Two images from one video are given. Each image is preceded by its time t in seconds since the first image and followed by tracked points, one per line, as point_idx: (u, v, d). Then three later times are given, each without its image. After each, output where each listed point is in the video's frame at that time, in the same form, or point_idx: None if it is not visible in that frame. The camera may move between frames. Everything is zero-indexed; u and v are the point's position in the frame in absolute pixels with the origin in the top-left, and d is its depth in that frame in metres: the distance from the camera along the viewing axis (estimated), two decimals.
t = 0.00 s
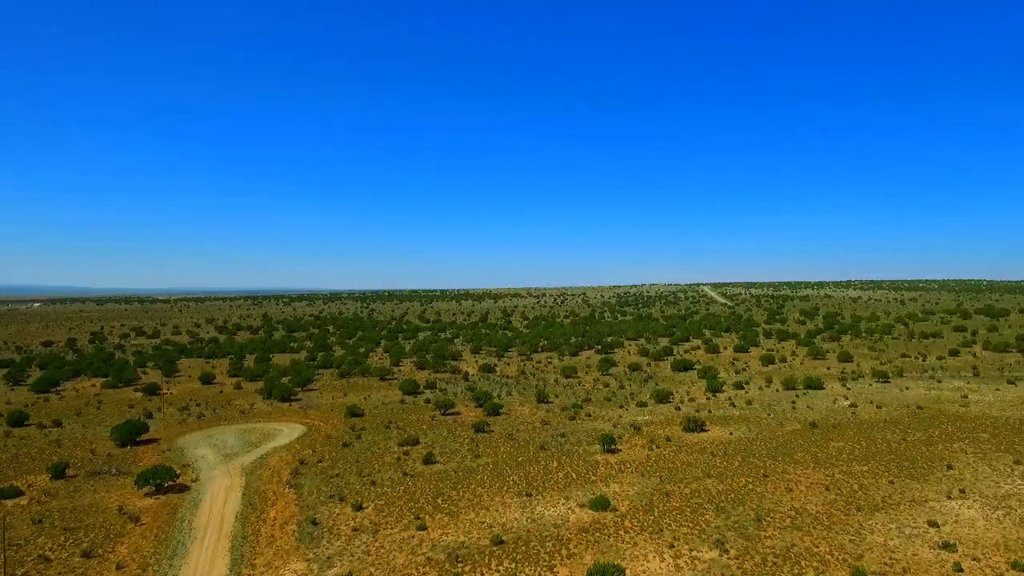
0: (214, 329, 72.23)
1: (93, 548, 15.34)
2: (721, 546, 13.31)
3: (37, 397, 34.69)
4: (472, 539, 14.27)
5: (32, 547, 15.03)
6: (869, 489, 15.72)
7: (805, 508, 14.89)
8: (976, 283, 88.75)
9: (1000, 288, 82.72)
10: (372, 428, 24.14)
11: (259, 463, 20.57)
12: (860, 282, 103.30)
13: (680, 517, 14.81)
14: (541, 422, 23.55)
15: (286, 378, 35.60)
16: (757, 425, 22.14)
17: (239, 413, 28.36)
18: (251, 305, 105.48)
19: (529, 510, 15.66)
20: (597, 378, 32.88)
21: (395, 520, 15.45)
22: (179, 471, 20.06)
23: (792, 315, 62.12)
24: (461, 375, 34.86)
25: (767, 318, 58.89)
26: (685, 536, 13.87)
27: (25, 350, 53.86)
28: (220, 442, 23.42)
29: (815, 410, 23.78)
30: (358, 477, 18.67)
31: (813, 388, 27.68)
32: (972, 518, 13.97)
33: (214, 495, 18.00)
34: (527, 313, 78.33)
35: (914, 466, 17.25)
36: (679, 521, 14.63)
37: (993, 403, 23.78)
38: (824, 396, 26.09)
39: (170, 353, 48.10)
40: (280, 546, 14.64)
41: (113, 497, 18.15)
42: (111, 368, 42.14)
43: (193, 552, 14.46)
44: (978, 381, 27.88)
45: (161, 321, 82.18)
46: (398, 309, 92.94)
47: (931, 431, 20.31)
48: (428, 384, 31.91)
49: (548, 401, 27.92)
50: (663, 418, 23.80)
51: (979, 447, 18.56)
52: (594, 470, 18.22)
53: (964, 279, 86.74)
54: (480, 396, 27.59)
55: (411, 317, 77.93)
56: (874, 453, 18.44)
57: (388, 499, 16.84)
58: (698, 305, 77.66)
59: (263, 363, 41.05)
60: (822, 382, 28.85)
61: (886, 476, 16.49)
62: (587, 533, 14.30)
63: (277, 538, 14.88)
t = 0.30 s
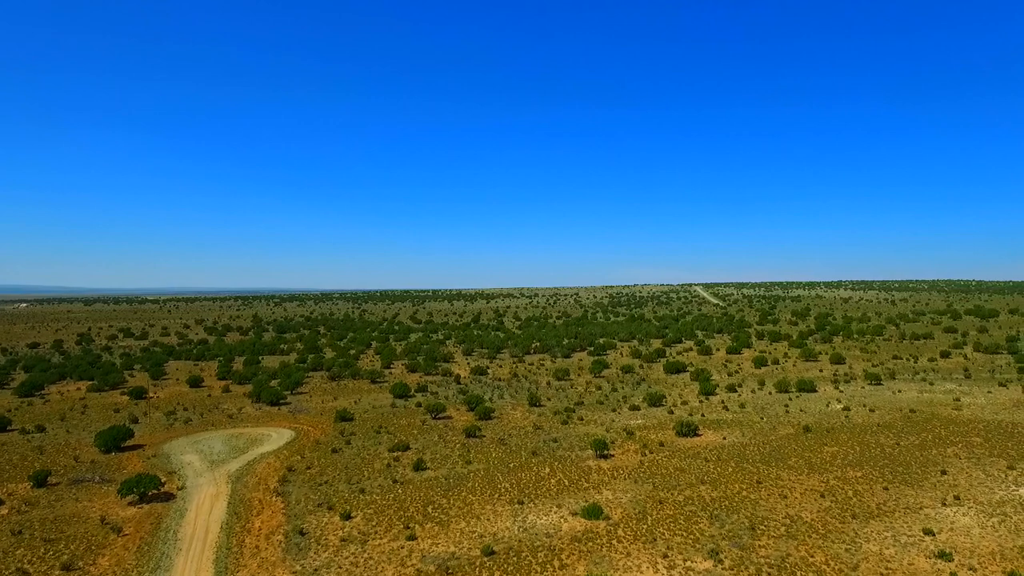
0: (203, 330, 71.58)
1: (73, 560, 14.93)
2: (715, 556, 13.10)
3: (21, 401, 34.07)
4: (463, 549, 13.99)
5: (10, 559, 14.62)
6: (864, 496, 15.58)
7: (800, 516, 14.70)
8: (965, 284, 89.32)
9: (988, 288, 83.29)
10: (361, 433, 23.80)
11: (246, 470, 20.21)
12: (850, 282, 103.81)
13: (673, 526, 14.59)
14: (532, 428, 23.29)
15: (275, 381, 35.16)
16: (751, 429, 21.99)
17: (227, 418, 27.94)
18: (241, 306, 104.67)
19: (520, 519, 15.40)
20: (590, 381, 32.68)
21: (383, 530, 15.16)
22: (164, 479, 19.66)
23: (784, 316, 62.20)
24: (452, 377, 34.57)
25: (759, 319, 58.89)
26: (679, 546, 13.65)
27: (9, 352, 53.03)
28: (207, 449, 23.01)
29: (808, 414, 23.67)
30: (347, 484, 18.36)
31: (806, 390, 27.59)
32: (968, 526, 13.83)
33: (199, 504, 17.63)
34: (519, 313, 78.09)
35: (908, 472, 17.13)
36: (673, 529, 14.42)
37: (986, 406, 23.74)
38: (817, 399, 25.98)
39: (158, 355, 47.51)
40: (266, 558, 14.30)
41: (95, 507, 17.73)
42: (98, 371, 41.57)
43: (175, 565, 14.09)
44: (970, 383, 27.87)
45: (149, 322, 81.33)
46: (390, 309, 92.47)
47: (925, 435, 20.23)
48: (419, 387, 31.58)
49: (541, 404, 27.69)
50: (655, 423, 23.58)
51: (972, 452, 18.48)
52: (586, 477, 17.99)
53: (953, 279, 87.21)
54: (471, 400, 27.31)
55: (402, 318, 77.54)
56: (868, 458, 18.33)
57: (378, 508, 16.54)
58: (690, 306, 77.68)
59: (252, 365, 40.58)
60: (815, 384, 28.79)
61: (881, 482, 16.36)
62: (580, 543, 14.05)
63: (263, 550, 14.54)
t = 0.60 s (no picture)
0: (192, 331, 70.86)
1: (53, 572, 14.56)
2: (709, 566, 12.92)
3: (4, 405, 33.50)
4: (453, 560, 13.74)
5: None
6: (858, 503, 15.45)
7: (795, 524, 14.56)
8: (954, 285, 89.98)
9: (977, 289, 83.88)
10: (351, 438, 23.47)
11: (233, 478, 19.86)
12: (841, 282, 104.29)
13: (667, 535, 14.40)
14: (525, 433, 23.07)
15: (265, 384, 34.75)
16: (744, 433, 21.84)
17: (215, 422, 27.52)
18: (231, 306, 103.99)
19: (511, 527, 15.17)
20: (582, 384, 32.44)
21: (372, 540, 14.86)
22: (149, 487, 19.27)
23: (776, 317, 62.27)
24: (444, 380, 34.28)
25: (752, 320, 58.91)
26: (673, 556, 13.46)
27: None
28: (194, 455, 22.61)
29: (802, 418, 23.55)
30: (335, 493, 18.02)
31: (799, 393, 27.51)
32: (963, 534, 13.73)
33: (184, 513, 17.26)
34: (511, 314, 77.86)
35: (902, 477, 17.02)
36: (666, 539, 14.22)
37: (978, 409, 23.75)
38: (810, 402, 25.90)
39: (146, 358, 46.89)
40: (252, 569, 14.00)
41: (77, 517, 17.33)
42: (84, 374, 40.99)
43: None
44: (961, 386, 27.89)
45: (138, 323, 80.48)
46: (381, 310, 92.03)
47: (918, 439, 20.16)
48: (411, 390, 31.25)
49: (533, 408, 27.45)
50: (648, 427, 23.41)
51: (966, 457, 18.40)
52: (578, 483, 17.78)
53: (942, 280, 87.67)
54: (463, 404, 27.02)
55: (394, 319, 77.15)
56: (862, 463, 18.21)
57: (366, 516, 16.25)
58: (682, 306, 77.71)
59: (241, 368, 40.11)
60: (807, 388, 28.72)
61: (875, 489, 16.25)
62: (572, 552, 13.83)
63: (249, 561, 14.23)
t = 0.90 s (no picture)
0: (183, 333, 70.20)
1: None
2: None
3: None
4: (444, 571, 13.51)
5: None
6: (853, 511, 15.32)
7: (790, 532, 14.41)
8: (944, 287, 90.59)
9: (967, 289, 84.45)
10: (342, 444, 23.20)
11: (221, 485, 19.57)
12: (832, 283, 104.79)
13: (661, 544, 14.22)
14: (517, 438, 22.85)
15: (254, 387, 34.35)
16: (738, 438, 21.74)
17: (203, 427, 27.14)
18: (222, 307, 103.29)
19: (503, 536, 14.95)
20: (575, 387, 32.24)
21: (362, 550, 14.62)
22: (135, 495, 18.93)
23: (768, 318, 62.37)
24: (436, 383, 33.99)
25: (745, 321, 58.95)
26: (667, 566, 13.28)
27: None
28: (181, 461, 22.29)
29: (795, 421, 23.44)
30: (325, 501, 17.74)
31: (792, 396, 27.43)
32: (958, 541, 13.62)
33: (171, 522, 16.94)
34: (504, 315, 77.63)
35: (896, 483, 16.92)
36: (661, 548, 14.04)
37: (971, 412, 23.74)
38: (803, 406, 25.81)
39: (135, 360, 46.32)
40: None
41: (60, 527, 16.97)
42: (71, 377, 40.43)
43: None
44: (954, 388, 27.91)
45: (128, 324, 79.69)
46: (374, 311, 91.48)
47: (911, 444, 20.09)
48: (402, 394, 30.96)
49: (526, 411, 27.22)
50: (642, 431, 23.24)
51: (959, 462, 18.34)
52: (571, 490, 17.58)
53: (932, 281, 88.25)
54: (455, 408, 26.77)
55: (386, 320, 76.76)
56: (857, 468, 18.12)
57: (356, 525, 15.99)
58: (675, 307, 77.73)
59: (231, 370, 39.67)
60: (800, 390, 28.66)
61: (870, 495, 16.14)
62: (565, 562, 13.63)
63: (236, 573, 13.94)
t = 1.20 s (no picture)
0: (172, 335, 69.53)
1: None
2: None
3: None
4: None
5: None
6: (847, 517, 15.22)
7: (785, 540, 14.29)
8: (934, 287, 91.27)
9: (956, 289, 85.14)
10: (332, 449, 22.90)
11: (209, 492, 19.25)
12: (823, 283, 105.33)
13: (655, 553, 14.06)
14: (509, 443, 22.64)
15: (244, 391, 33.94)
16: (731, 442, 21.64)
17: (191, 432, 26.76)
18: (212, 308, 102.53)
19: (494, 546, 14.74)
20: (568, 390, 32.06)
21: (351, 561, 14.37)
22: (120, 504, 18.58)
23: (761, 318, 62.55)
24: (428, 387, 33.72)
25: (737, 322, 58.99)
26: None
27: None
28: (168, 468, 21.94)
29: (788, 425, 23.36)
30: (314, 508, 17.47)
31: (785, 399, 27.37)
32: (953, 549, 13.55)
33: (157, 532, 16.61)
34: (497, 316, 77.36)
35: (890, 489, 16.83)
36: (654, 557, 13.88)
37: (963, 415, 23.77)
38: (796, 409, 25.77)
39: (122, 363, 45.70)
40: None
41: (42, 537, 16.62)
42: (57, 380, 39.80)
43: None
44: (945, 391, 27.96)
45: (117, 325, 78.87)
46: (366, 312, 90.97)
47: (905, 448, 20.04)
48: (393, 397, 30.68)
49: (518, 415, 27.01)
50: (635, 436, 23.10)
51: (953, 467, 18.30)
52: (564, 497, 17.40)
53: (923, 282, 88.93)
54: (447, 412, 26.53)
55: (378, 322, 76.34)
56: (851, 473, 18.04)
57: (346, 535, 15.74)
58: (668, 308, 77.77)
59: (221, 373, 39.22)
60: (793, 393, 28.65)
61: (864, 501, 16.04)
62: (557, 572, 13.44)
63: None
